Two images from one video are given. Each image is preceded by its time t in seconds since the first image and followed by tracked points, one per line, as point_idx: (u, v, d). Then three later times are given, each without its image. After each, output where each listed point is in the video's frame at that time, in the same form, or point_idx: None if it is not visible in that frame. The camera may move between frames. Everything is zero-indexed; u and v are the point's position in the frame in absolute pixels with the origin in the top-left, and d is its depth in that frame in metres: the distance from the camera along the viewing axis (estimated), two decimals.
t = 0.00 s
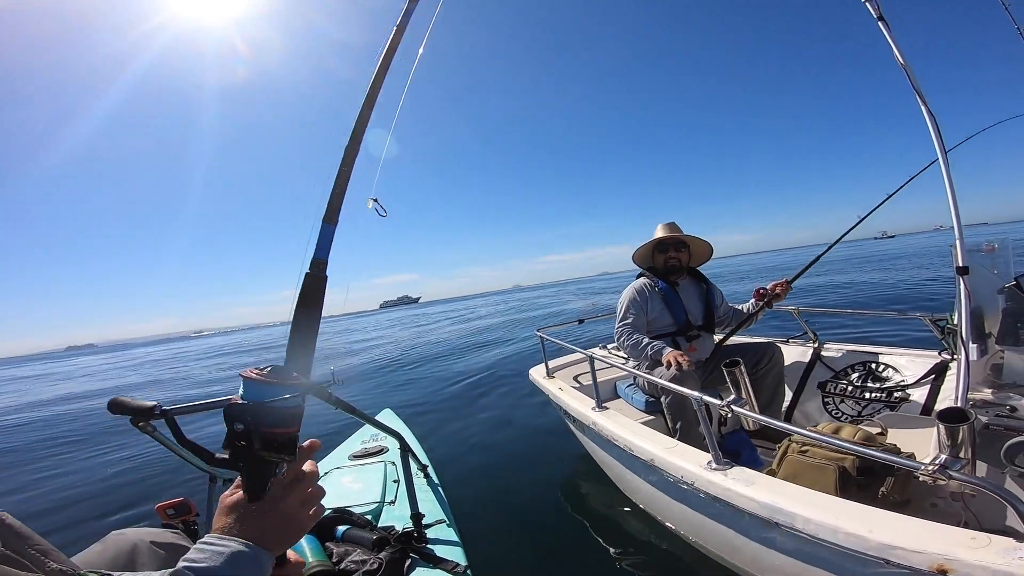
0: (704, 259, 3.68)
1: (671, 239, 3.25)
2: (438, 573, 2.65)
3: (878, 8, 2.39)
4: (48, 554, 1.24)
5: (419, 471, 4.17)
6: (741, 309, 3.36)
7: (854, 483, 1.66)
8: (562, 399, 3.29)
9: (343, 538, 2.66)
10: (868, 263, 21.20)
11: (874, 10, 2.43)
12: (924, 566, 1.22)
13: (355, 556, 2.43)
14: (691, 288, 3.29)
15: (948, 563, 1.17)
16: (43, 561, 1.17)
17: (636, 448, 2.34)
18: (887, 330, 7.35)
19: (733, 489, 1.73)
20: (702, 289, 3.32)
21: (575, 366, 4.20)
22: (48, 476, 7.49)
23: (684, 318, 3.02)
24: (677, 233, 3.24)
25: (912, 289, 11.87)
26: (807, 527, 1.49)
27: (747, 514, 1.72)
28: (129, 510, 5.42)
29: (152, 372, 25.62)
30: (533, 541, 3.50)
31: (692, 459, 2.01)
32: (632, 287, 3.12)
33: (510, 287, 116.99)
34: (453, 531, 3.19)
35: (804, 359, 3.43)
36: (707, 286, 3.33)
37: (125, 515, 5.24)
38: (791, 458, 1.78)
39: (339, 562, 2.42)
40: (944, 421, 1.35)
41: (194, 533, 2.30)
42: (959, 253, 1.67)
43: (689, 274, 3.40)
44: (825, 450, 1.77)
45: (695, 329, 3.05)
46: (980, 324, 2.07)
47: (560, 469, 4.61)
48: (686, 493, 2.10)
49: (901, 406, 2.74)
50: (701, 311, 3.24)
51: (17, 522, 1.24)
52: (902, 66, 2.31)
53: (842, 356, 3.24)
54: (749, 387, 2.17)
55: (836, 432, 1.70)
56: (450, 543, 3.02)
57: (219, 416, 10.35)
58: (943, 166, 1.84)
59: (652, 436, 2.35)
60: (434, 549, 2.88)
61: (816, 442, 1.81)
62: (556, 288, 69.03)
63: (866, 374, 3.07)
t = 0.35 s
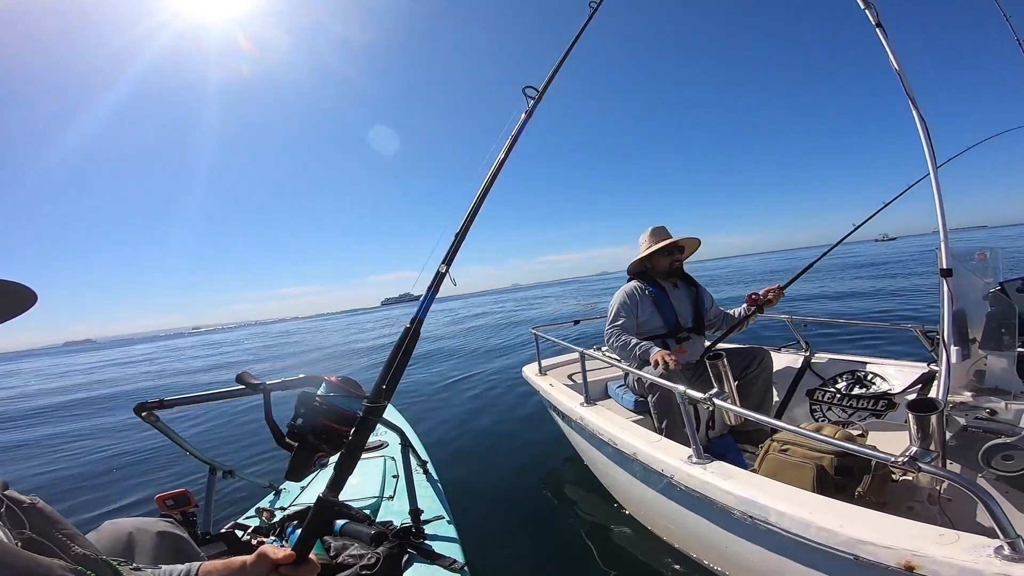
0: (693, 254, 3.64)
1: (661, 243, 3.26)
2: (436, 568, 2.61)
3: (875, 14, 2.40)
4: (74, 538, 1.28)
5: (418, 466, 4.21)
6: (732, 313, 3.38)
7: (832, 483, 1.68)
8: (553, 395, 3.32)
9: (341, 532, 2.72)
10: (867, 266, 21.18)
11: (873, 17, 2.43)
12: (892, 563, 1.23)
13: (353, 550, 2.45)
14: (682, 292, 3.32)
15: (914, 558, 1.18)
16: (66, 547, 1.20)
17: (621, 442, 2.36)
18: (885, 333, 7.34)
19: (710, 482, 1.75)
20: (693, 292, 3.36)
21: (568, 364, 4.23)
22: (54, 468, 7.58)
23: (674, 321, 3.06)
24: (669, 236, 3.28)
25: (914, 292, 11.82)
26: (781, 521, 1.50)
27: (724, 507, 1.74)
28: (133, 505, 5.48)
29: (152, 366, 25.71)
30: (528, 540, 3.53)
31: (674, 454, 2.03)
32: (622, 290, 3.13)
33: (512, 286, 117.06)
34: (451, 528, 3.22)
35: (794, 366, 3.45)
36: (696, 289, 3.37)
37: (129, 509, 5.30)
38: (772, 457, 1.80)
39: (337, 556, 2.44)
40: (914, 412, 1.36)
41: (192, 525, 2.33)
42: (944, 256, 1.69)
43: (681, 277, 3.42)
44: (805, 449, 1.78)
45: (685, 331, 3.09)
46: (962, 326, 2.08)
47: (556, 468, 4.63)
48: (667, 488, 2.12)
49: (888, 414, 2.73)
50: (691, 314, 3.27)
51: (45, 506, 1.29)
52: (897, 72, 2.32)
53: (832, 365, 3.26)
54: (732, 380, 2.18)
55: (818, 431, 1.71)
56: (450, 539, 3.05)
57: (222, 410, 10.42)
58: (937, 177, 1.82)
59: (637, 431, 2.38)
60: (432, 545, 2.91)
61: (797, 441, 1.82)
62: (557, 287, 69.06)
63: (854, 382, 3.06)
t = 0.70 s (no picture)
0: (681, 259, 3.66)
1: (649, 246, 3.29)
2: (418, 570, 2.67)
3: (874, 22, 2.39)
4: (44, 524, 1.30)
5: (405, 468, 4.22)
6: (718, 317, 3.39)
7: (809, 490, 1.69)
8: (542, 395, 3.33)
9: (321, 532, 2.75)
10: (862, 267, 21.27)
11: (872, 24, 2.42)
12: (856, 571, 1.25)
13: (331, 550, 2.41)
14: (670, 295, 3.34)
15: (878, 568, 1.20)
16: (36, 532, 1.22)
17: (604, 443, 2.38)
18: (879, 335, 7.35)
19: (687, 486, 1.77)
20: (680, 296, 3.38)
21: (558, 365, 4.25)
22: (48, 469, 7.63)
23: (663, 323, 3.07)
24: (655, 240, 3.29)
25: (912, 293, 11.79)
26: (753, 527, 1.52)
27: (699, 511, 1.76)
28: (125, 503, 5.50)
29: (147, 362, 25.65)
30: (515, 542, 3.54)
31: (654, 457, 2.05)
32: (613, 293, 3.14)
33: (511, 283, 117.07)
34: (435, 530, 3.24)
35: (782, 370, 3.47)
36: (684, 293, 3.39)
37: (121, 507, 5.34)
38: (751, 462, 1.81)
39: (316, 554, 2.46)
40: (887, 423, 1.37)
41: (172, 517, 2.35)
42: (929, 266, 1.70)
43: (668, 281, 3.45)
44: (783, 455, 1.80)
45: (673, 333, 3.11)
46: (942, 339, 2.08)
47: (544, 467, 4.66)
48: (647, 491, 2.13)
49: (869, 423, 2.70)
50: (680, 316, 3.29)
51: (19, 492, 1.31)
52: (892, 81, 2.31)
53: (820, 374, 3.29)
54: (715, 385, 2.17)
55: (797, 438, 1.72)
56: (433, 541, 3.08)
57: (217, 407, 10.46)
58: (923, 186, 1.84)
59: (621, 432, 2.39)
60: (413, 547, 2.96)
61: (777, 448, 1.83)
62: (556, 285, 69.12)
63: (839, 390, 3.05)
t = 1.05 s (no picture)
0: (675, 265, 3.77)
1: (643, 247, 3.34)
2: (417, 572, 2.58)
3: (889, 33, 2.43)
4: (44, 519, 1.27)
5: (406, 471, 4.25)
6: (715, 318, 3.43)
7: (811, 493, 1.74)
8: (546, 397, 3.36)
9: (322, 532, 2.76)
10: (852, 261, 21.57)
11: (885, 35, 2.46)
12: None
13: (334, 551, 2.57)
14: (666, 296, 3.38)
15: (882, 573, 1.25)
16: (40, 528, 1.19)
17: (611, 448, 2.42)
18: (873, 333, 7.43)
19: (695, 492, 1.81)
20: (678, 297, 3.43)
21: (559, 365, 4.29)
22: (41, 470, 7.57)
23: (662, 325, 3.12)
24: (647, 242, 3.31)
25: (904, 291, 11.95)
26: (760, 533, 1.57)
27: (706, 516, 1.81)
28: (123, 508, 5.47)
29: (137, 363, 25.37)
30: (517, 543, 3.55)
31: (661, 463, 2.10)
32: (612, 297, 3.18)
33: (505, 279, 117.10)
34: (433, 533, 3.29)
35: (779, 371, 3.53)
36: (680, 293, 3.43)
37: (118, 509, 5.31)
38: (756, 468, 1.86)
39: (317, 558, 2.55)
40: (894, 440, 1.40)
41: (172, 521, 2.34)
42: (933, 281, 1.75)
43: (664, 282, 3.49)
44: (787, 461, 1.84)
45: (673, 335, 3.15)
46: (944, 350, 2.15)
47: (543, 465, 4.70)
48: (654, 495, 2.18)
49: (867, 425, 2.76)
50: (678, 317, 3.33)
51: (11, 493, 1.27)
52: (903, 93, 2.33)
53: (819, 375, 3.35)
54: (722, 398, 2.23)
55: (800, 445, 1.77)
56: (432, 544, 3.12)
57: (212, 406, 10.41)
58: (931, 194, 1.95)
59: (627, 437, 2.44)
60: (412, 550, 3.00)
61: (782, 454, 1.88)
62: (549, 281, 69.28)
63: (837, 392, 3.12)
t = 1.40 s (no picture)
0: (671, 257, 3.78)
1: (640, 241, 3.35)
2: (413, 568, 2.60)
3: (891, 31, 2.46)
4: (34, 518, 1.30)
5: (403, 465, 4.22)
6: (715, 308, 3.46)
7: (822, 484, 1.77)
8: (553, 394, 3.37)
9: (319, 527, 2.75)
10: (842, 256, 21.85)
11: (888, 33, 2.49)
12: (878, 565, 1.34)
13: (330, 545, 2.51)
14: (666, 290, 3.40)
15: (899, 562, 1.29)
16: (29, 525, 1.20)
17: (622, 444, 2.44)
18: (865, 329, 7.54)
19: (709, 486, 1.85)
20: (677, 289, 3.45)
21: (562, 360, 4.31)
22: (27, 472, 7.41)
23: (664, 319, 3.13)
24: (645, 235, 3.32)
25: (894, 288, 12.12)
26: (777, 525, 1.61)
27: (722, 509, 1.84)
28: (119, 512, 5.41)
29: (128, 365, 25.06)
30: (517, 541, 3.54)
31: (673, 458, 2.12)
32: (613, 293, 3.19)
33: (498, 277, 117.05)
34: (431, 528, 3.28)
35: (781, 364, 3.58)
36: (679, 286, 3.45)
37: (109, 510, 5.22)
38: (766, 461, 1.89)
39: (314, 551, 2.50)
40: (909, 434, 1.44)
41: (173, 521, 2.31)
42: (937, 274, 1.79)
43: (663, 275, 3.51)
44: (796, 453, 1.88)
45: (675, 328, 3.18)
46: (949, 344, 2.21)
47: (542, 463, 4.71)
48: (668, 489, 2.20)
49: (870, 414, 2.87)
50: (678, 310, 3.35)
51: None
52: (907, 91, 2.37)
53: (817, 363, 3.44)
54: (735, 395, 2.27)
55: (809, 438, 1.80)
56: (429, 539, 3.12)
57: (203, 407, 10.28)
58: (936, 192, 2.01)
59: (637, 432, 2.46)
60: (410, 544, 2.98)
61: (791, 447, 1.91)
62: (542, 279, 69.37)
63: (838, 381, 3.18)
